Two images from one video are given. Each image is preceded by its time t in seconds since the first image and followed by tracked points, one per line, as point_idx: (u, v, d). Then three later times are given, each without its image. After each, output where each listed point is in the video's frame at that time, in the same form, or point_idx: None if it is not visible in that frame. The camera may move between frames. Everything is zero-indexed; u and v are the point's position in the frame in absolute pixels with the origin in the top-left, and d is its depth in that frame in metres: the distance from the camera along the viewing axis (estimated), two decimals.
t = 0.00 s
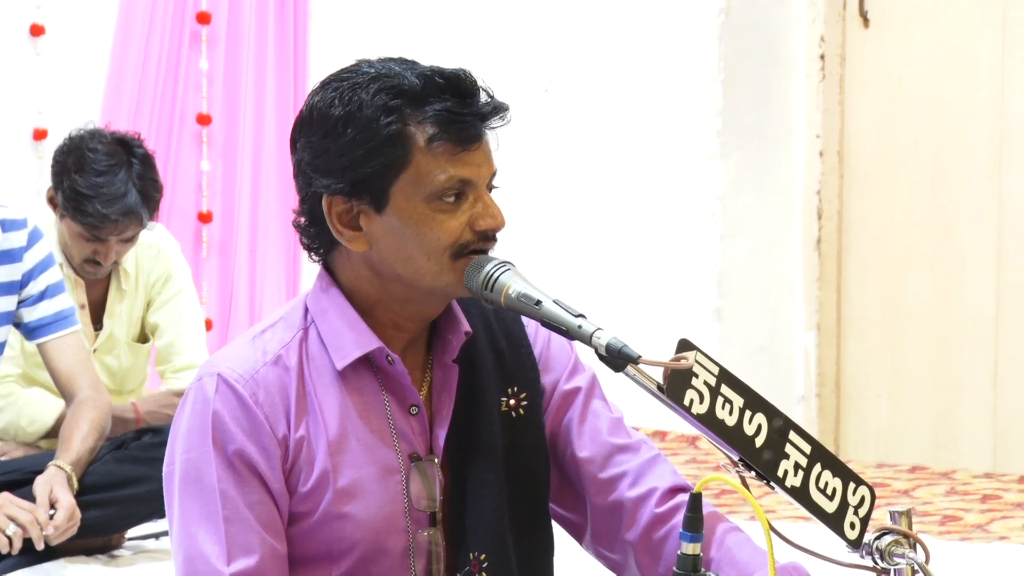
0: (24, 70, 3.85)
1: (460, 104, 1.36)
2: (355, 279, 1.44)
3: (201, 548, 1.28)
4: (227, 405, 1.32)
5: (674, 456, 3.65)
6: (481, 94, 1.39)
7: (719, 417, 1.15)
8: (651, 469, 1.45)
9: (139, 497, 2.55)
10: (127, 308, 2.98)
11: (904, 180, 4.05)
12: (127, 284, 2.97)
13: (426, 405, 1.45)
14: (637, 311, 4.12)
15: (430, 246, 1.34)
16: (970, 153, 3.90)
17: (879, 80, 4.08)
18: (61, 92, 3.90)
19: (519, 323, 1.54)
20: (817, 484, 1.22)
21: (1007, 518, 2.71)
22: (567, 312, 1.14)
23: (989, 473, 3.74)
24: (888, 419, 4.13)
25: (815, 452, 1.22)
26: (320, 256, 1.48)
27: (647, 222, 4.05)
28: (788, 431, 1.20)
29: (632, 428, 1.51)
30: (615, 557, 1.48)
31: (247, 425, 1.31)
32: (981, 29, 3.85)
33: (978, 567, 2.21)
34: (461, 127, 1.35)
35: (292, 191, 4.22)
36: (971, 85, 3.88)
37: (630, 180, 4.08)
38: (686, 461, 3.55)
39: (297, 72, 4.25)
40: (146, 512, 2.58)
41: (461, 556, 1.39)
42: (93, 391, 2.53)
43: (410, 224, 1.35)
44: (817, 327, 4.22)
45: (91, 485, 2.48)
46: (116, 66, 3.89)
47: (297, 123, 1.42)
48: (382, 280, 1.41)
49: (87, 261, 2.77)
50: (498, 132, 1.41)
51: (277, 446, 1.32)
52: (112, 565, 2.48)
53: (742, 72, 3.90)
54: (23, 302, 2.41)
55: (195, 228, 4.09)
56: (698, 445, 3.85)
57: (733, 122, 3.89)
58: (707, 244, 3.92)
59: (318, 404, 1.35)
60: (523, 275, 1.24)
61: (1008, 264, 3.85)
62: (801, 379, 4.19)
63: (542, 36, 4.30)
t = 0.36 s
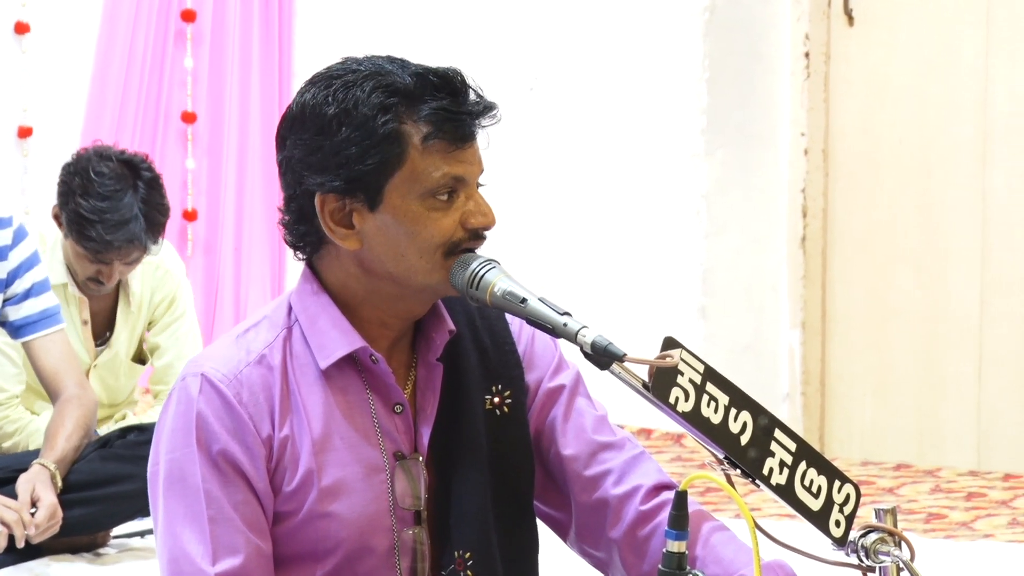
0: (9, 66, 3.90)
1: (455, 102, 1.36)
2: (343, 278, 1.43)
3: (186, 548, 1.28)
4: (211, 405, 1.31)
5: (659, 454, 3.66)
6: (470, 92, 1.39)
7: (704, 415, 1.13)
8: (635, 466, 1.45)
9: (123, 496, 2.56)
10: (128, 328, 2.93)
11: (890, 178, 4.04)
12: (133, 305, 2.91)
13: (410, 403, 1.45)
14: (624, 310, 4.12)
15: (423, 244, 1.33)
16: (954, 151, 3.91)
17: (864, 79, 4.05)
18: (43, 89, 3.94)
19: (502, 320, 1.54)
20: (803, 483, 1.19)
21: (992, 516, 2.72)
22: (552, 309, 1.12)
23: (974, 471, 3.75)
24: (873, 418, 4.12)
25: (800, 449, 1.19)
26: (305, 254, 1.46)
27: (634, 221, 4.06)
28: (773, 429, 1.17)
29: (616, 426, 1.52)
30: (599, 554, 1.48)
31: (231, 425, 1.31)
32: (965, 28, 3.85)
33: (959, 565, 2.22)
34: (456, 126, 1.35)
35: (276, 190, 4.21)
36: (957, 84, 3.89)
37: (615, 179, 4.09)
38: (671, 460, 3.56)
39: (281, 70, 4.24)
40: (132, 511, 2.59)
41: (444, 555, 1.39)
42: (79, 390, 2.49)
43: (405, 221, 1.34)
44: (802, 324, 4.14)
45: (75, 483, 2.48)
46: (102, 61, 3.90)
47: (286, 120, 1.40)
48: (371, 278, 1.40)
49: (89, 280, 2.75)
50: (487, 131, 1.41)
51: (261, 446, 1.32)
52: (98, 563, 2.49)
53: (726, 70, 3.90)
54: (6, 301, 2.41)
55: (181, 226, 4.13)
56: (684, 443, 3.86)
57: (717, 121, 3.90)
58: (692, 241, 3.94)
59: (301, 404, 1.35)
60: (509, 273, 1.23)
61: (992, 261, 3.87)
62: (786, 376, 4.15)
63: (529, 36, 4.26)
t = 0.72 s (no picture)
0: None
1: (445, 104, 1.35)
2: (332, 276, 1.42)
3: (174, 548, 1.28)
4: (199, 405, 1.31)
5: (650, 453, 3.67)
6: (460, 93, 1.38)
7: (695, 413, 1.12)
8: (626, 465, 1.45)
9: (112, 494, 2.56)
10: (131, 338, 2.91)
11: (881, 176, 4.04)
12: (137, 315, 2.90)
13: (398, 403, 1.45)
14: (615, 308, 4.12)
15: (413, 245, 1.33)
16: (944, 149, 3.90)
17: (855, 77, 4.05)
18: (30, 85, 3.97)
19: (491, 319, 1.53)
20: (793, 481, 1.19)
21: (981, 514, 2.72)
22: (543, 307, 1.12)
23: (964, 469, 3.76)
24: (863, 416, 4.12)
25: (791, 447, 1.18)
26: (293, 253, 1.46)
27: (626, 220, 4.06)
28: (763, 427, 1.17)
29: (606, 425, 1.52)
30: (590, 553, 1.48)
31: (219, 425, 1.31)
32: (956, 26, 3.84)
33: (949, 562, 2.22)
34: (445, 128, 1.34)
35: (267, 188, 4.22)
36: (947, 82, 3.88)
37: (603, 176, 4.09)
38: (662, 458, 3.57)
39: (272, 68, 4.24)
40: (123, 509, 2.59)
41: (435, 555, 1.39)
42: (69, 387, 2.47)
43: (393, 223, 1.34)
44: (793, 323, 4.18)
45: (65, 481, 2.49)
46: (91, 60, 3.91)
47: (276, 119, 1.39)
48: (361, 278, 1.40)
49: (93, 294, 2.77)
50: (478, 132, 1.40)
51: (250, 445, 1.31)
52: (88, 561, 2.49)
53: (717, 69, 3.90)
54: None
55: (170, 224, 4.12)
56: (674, 441, 3.87)
57: (709, 119, 3.91)
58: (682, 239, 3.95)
59: (290, 403, 1.35)
60: (499, 271, 1.23)
61: (983, 259, 3.88)
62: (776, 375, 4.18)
63: (521, 35, 4.25)
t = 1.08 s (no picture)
0: None
1: (452, 107, 1.34)
2: (334, 277, 1.42)
3: (174, 549, 1.28)
4: (199, 406, 1.31)
5: (650, 452, 3.68)
6: (465, 96, 1.38)
7: (695, 412, 1.12)
8: (625, 465, 1.45)
9: (112, 494, 2.56)
10: (117, 328, 2.91)
11: (880, 175, 4.04)
12: (121, 305, 2.89)
13: (398, 403, 1.45)
14: (615, 308, 4.12)
15: (417, 248, 1.33)
16: (943, 149, 3.90)
17: (854, 77, 4.06)
18: (31, 87, 3.93)
19: (491, 319, 1.53)
20: (793, 480, 1.18)
21: (981, 513, 2.72)
22: (543, 306, 1.12)
23: (962, 469, 3.76)
24: (863, 416, 4.12)
25: (790, 446, 1.18)
26: (293, 252, 1.46)
27: (625, 219, 4.06)
28: (763, 426, 1.16)
29: (605, 424, 1.52)
30: (589, 552, 1.48)
31: (219, 426, 1.31)
32: (956, 25, 3.84)
33: (949, 562, 2.22)
34: (453, 131, 1.34)
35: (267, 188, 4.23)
36: (946, 82, 3.88)
37: (603, 176, 4.09)
38: (661, 457, 3.58)
39: (272, 67, 4.25)
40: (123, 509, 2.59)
41: (434, 556, 1.39)
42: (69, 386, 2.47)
43: (398, 225, 1.34)
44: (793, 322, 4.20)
45: (65, 480, 2.48)
46: (91, 59, 3.90)
47: (283, 117, 1.39)
48: (363, 279, 1.40)
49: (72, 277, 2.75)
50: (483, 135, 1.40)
51: (250, 446, 1.31)
52: (88, 560, 2.49)
53: (717, 67, 3.91)
54: None
55: (170, 224, 4.12)
56: (673, 439, 3.88)
57: (708, 118, 3.92)
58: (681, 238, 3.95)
59: (290, 404, 1.35)
60: (499, 270, 1.23)
61: (981, 259, 3.87)
62: (775, 374, 4.19)
63: (520, 35, 4.25)
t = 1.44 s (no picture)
0: None
1: (451, 106, 1.34)
2: (333, 278, 1.42)
3: (172, 552, 1.28)
4: (197, 409, 1.31)
5: (647, 451, 3.68)
6: (464, 95, 1.38)
7: (692, 412, 1.12)
8: (622, 464, 1.45)
9: (108, 493, 2.56)
10: (102, 312, 2.92)
11: (878, 175, 4.04)
12: (105, 288, 2.90)
13: (395, 403, 1.45)
14: (612, 306, 4.12)
15: (419, 247, 1.33)
16: (941, 148, 3.89)
17: (852, 76, 4.05)
18: (30, 85, 3.91)
19: (487, 317, 1.53)
20: (790, 480, 1.18)
21: (979, 513, 2.72)
22: (540, 306, 1.11)
23: (960, 468, 3.75)
24: (861, 415, 4.12)
25: (787, 447, 1.18)
26: (293, 253, 1.45)
27: (623, 217, 4.06)
28: (761, 425, 1.16)
29: (602, 422, 1.52)
30: (587, 552, 1.48)
31: (217, 428, 1.31)
32: (953, 24, 3.83)
33: (945, 561, 2.22)
34: (453, 130, 1.34)
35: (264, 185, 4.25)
36: (944, 79, 3.87)
37: (601, 174, 4.09)
38: (658, 456, 3.58)
39: (269, 65, 4.29)
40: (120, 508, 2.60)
41: (432, 558, 1.39)
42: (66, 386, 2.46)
43: (400, 225, 1.34)
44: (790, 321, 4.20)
45: (63, 479, 2.49)
46: (88, 56, 3.88)
47: (281, 119, 1.39)
48: (364, 280, 1.39)
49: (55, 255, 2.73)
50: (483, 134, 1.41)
51: (248, 449, 1.31)
52: (85, 560, 2.49)
53: (715, 66, 3.91)
54: None
55: (167, 223, 4.10)
56: (671, 439, 3.88)
57: (705, 117, 3.91)
58: (679, 237, 3.95)
59: (288, 406, 1.35)
60: (496, 269, 1.22)
61: (979, 259, 3.86)
62: (773, 373, 4.19)
63: (518, 33, 4.25)
